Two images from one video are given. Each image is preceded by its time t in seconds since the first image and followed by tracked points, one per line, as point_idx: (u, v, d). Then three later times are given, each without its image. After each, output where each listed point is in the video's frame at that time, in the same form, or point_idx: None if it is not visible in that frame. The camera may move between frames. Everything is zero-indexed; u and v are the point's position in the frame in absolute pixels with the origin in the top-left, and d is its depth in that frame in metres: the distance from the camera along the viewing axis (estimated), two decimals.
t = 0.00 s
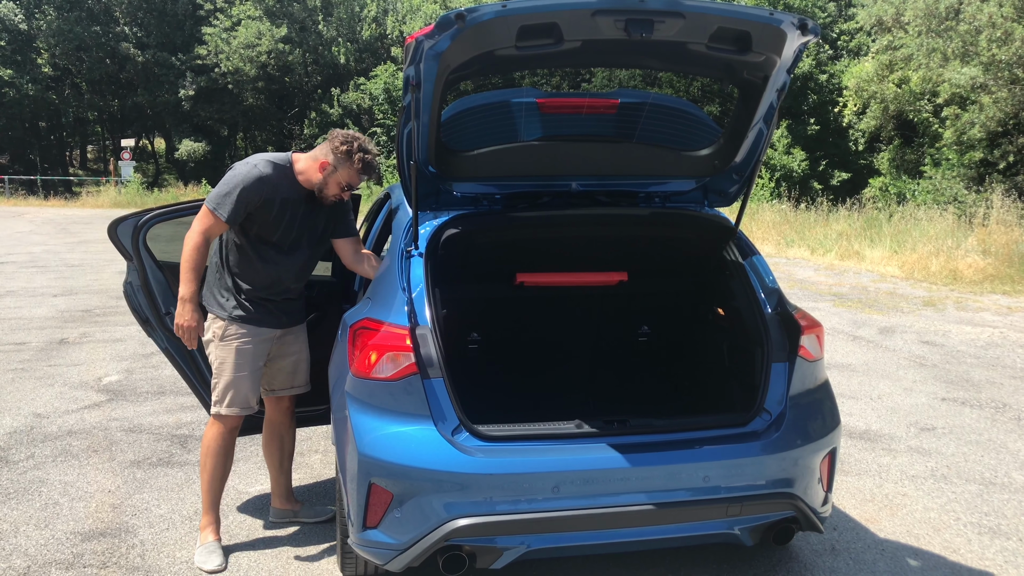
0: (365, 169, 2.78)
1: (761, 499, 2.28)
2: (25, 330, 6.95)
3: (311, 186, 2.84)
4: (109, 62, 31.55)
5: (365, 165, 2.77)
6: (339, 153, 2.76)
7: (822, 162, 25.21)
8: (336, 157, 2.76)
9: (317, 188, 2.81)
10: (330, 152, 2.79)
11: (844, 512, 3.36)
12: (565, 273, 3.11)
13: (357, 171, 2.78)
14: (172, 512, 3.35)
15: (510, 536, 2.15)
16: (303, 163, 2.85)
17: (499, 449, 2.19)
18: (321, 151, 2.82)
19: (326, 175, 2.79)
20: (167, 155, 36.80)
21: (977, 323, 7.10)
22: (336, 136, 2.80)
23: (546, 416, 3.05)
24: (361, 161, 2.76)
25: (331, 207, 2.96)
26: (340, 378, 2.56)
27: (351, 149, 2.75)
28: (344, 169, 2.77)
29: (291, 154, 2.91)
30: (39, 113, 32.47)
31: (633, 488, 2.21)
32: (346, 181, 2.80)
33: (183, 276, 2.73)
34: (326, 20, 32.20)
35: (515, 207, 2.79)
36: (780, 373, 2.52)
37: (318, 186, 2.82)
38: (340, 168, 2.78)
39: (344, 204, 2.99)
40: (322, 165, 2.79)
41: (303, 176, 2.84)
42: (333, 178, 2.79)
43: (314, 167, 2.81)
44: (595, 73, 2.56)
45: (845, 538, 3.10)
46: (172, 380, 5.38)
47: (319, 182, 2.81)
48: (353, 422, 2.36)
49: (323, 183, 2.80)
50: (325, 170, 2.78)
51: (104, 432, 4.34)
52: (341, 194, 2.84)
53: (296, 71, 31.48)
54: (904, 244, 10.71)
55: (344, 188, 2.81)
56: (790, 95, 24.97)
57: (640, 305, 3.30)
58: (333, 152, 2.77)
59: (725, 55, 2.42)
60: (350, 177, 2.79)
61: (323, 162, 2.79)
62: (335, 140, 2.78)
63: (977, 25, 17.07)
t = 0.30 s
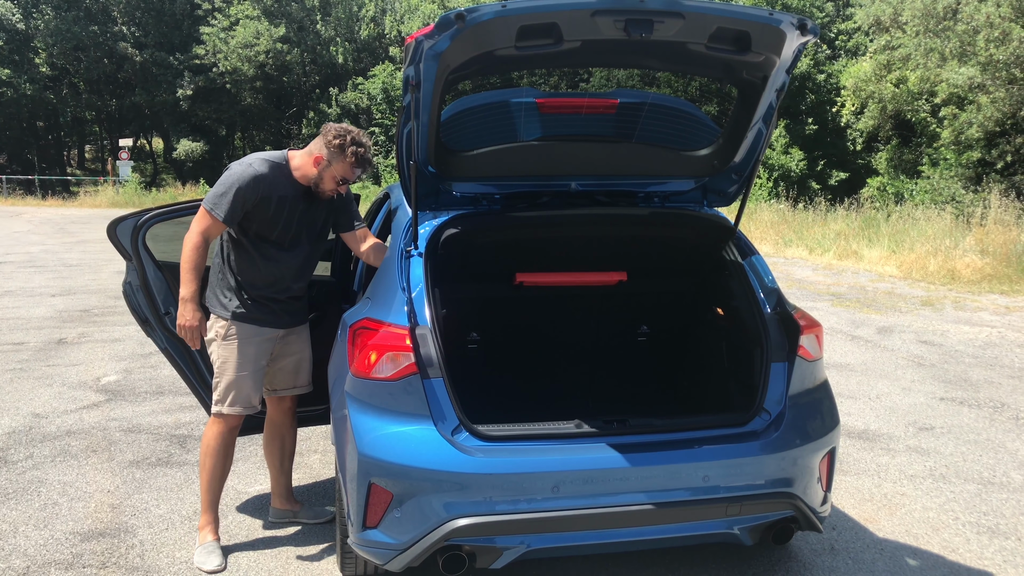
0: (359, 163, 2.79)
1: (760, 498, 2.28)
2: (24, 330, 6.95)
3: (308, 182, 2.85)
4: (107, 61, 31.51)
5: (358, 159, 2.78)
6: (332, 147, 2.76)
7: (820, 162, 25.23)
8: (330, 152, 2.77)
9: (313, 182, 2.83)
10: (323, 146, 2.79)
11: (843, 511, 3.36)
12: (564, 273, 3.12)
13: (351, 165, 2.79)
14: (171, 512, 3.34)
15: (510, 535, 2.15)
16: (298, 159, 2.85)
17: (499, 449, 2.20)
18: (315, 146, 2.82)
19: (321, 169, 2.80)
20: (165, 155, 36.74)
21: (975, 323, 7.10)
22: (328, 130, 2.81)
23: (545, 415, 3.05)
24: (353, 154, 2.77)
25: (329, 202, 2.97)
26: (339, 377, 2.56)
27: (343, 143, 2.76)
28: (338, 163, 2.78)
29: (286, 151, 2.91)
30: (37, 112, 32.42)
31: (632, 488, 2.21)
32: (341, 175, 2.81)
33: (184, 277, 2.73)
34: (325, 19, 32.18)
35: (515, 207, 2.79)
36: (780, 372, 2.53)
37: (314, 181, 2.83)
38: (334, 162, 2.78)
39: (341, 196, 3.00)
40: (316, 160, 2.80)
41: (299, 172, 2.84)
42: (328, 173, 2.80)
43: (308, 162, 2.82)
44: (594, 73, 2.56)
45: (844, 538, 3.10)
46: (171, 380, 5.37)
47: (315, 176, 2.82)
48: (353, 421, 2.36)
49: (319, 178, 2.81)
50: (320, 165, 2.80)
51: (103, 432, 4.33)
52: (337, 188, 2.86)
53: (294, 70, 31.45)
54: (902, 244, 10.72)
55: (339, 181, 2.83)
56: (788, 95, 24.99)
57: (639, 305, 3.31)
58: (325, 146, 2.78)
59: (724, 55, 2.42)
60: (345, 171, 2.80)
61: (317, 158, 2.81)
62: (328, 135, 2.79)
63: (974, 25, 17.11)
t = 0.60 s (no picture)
0: (358, 163, 2.78)
1: (760, 499, 2.28)
2: (23, 330, 6.94)
3: (309, 182, 2.85)
4: (106, 62, 31.49)
5: (357, 159, 2.77)
6: (331, 148, 2.77)
7: (819, 163, 25.28)
8: (329, 152, 2.77)
9: (313, 182, 2.84)
10: (323, 146, 2.80)
11: (843, 512, 3.36)
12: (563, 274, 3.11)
13: (351, 165, 2.79)
14: (171, 513, 3.34)
15: (510, 536, 2.15)
16: (299, 160, 2.85)
17: (499, 450, 2.20)
18: (315, 147, 2.83)
19: (321, 170, 2.80)
20: (164, 155, 36.73)
21: (974, 324, 7.11)
22: (327, 131, 2.81)
23: (544, 416, 3.05)
24: (353, 155, 2.76)
25: (330, 202, 2.97)
26: (339, 377, 2.56)
27: (343, 144, 2.76)
28: (337, 164, 2.78)
29: (287, 153, 2.92)
30: (36, 113, 32.41)
31: (632, 489, 2.21)
32: (342, 175, 2.81)
33: (184, 277, 2.73)
34: (324, 20, 32.16)
35: (515, 208, 2.80)
36: (779, 373, 2.53)
37: (314, 182, 2.83)
38: (333, 163, 2.79)
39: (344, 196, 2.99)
40: (316, 161, 2.81)
41: (300, 173, 2.85)
42: (328, 173, 2.80)
43: (309, 162, 2.83)
44: (592, 74, 2.56)
45: (843, 539, 3.10)
46: (171, 381, 5.37)
47: (316, 177, 2.82)
48: (352, 422, 2.36)
49: (320, 179, 2.82)
50: (320, 166, 2.80)
51: (102, 433, 4.33)
52: (338, 189, 2.86)
53: (294, 71, 31.44)
54: (901, 245, 10.73)
55: (340, 182, 2.83)
56: (788, 96, 25.01)
57: (639, 307, 3.31)
58: (325, 147, 2.79)
59: (724, 56, 2.43)
60: (345, 171, 2.80)
61: (316, 159, 2.82)
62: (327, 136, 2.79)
63: (974, 27, 17.15)
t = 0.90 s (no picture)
0: (359, 165, 2.79)
1: (759, 500, 2.28)
2: (23, 332, 6.94)
3: (310, 182, 2.86)
4: (106, 63, 31.51)
5: (357, 160, 2.78)
6: (332, 149, 2.78)
7: (819, 164, 25.32)
8: (329, 153, 2.78)
9: (314, 184, 2.85)
10: (324, 148, 2.81)
11: (843, 514, 3.36)
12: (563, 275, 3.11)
13: (351, 166, 2.79)
14: (171, 514, 3.35)
15: (510, 537, 2.15)
16: (300, 161, 2.86)
17: (498, 451, 2.20)
18: (316, 148, 2.84)
19: (322, 171, 2.81)
20: (164, 157, 36.75)
21: (974, 325, 7.11)
22: (327, 132, 2.82)
23: (544, 417, 3.07)
24: (353, 156, 2.77)
25: (332, 203, 2.97)
26: (339, 378, 2.57)
27: (343, 145, 2.76)
28: (338, 165, 2.79)
29: (288, 154, 2.93)
30: (37, 114, 32.44)
31: (631, 490, 2.21)
32: (343, 176, 2.82)
33: (186, 277, 2.74)
34: (324, 22, 32.18)
35: (515, 209, 2.81)
36: (779, 374, 2.53)
37: (315, 183, 2.84)
38: (334, 164, 2.80)
39: (345, 195, 2.99)
40: (317, 163, 2.83)
41: (301, 174, 2.86)
42: (329, 174, 2.81)
43: (310, 165, 2.85)
44: (592, 76, 2.57)
45: (843, 540, 3.10)
46: (171, 382, 5.38)
47: (317, 178, 2.83)
48: (352, 424, 2.36)
49: (321, 179, 2.83)
50: (321, 167, 2.81)
51: (102, 434, 4.33)
52: (339, 189, 2.87)
53: (294, 72, 31.47)
54: (901, 246, 10.73)
55: (341, 183, 2.84)
56: (787, 97, 25.06)
57: (640, 306, 3.31)
58: (326, 149, 2.79)
59: (724, 58, 2.44)
60: (345, 172, 2.81)
61: (317, 160, 2.83)
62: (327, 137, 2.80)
63: (973, 28, 17.20)
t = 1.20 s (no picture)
0: (356, 164, 2.80)
1: (760, 503, 2.29)
2: (24, 334, 6.95)
3: (308, 183, 2.86)
4: (108, 66, 31.56)
5: (354, 160, 2.78)
6: (329, 149, 2.78)
7: (821, 167, 25.38)
8: (327, 154, 2.79)
9: (312, 184, 2.86)
10: (321, 148, 2.81)
11: (843, 516, 3.36)
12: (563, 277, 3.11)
13: (348, 166, 2.80)
14: (172, 517, 3.35)
15: (511, 540, 2.16)
16: (298, 162, 2.87)
17: (499, 453, 2.20)
18: (314, 148, 2.85)
19: (320, 171, 2.82)
20: (166, 159, 36.79)
21: (975, 328, 7.11)
22: (324, 131, 2.82)
23: (545, 417, 3.08)
24: (350, 156, 2.77)
25: (331, 203, 2.98)
26: (341, 381, 2.56)
27: (340, 145, 2.76)
28: (335, 165, 2.79)
29: (287, 155, 2.93)
30: (38, 117, 32.49)
31: (632, 493, 2.21)
32: (340, 176, 2.82)
33: (183, 278, 2.74)
34: (326, 24, 32.21)
35: (516, 212, 2.82)
36: (780, 377, 2.53)
37: (314, 183, 2.85)
38: (330, 164, 2.80)
39: (344, 195, 2.99)
40: (314, 163, 2.83)
41: (300, 174, 2.86)
42: (327, 174, 2.81)
43: (307, 165, 2.85)
44: (594, 78, 2.56)
45: (844, 543, 3.10)
46: (172, 384, 5.38)
47: (315, 178, 2.84)
48: (353, 426, 2.36)
49: (319, 179, 2.83)
50: (319, 167, 2.82)
51: (103, 436, 4.34)
52: (337, 189, 2.87)
53: (296, 75, 31.51)
54: (902, 248, 10.72)
55: (338, 183, 2.84)
56: (788, 100, 25.10)
57: (641, 306, 3.31)
58: (323, 148, 2.80)
59: (724, 61, 2.44)
60: (343, 172, 2.81)
61: (314, 160, 2.83)
62: (323, 137, 2.80)
63: (975, 31, 17.24)
